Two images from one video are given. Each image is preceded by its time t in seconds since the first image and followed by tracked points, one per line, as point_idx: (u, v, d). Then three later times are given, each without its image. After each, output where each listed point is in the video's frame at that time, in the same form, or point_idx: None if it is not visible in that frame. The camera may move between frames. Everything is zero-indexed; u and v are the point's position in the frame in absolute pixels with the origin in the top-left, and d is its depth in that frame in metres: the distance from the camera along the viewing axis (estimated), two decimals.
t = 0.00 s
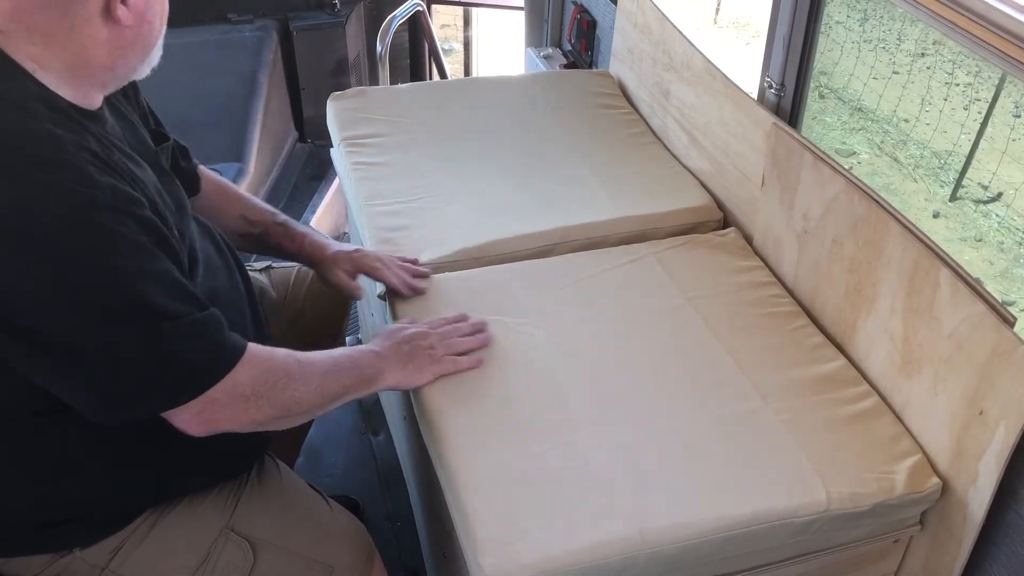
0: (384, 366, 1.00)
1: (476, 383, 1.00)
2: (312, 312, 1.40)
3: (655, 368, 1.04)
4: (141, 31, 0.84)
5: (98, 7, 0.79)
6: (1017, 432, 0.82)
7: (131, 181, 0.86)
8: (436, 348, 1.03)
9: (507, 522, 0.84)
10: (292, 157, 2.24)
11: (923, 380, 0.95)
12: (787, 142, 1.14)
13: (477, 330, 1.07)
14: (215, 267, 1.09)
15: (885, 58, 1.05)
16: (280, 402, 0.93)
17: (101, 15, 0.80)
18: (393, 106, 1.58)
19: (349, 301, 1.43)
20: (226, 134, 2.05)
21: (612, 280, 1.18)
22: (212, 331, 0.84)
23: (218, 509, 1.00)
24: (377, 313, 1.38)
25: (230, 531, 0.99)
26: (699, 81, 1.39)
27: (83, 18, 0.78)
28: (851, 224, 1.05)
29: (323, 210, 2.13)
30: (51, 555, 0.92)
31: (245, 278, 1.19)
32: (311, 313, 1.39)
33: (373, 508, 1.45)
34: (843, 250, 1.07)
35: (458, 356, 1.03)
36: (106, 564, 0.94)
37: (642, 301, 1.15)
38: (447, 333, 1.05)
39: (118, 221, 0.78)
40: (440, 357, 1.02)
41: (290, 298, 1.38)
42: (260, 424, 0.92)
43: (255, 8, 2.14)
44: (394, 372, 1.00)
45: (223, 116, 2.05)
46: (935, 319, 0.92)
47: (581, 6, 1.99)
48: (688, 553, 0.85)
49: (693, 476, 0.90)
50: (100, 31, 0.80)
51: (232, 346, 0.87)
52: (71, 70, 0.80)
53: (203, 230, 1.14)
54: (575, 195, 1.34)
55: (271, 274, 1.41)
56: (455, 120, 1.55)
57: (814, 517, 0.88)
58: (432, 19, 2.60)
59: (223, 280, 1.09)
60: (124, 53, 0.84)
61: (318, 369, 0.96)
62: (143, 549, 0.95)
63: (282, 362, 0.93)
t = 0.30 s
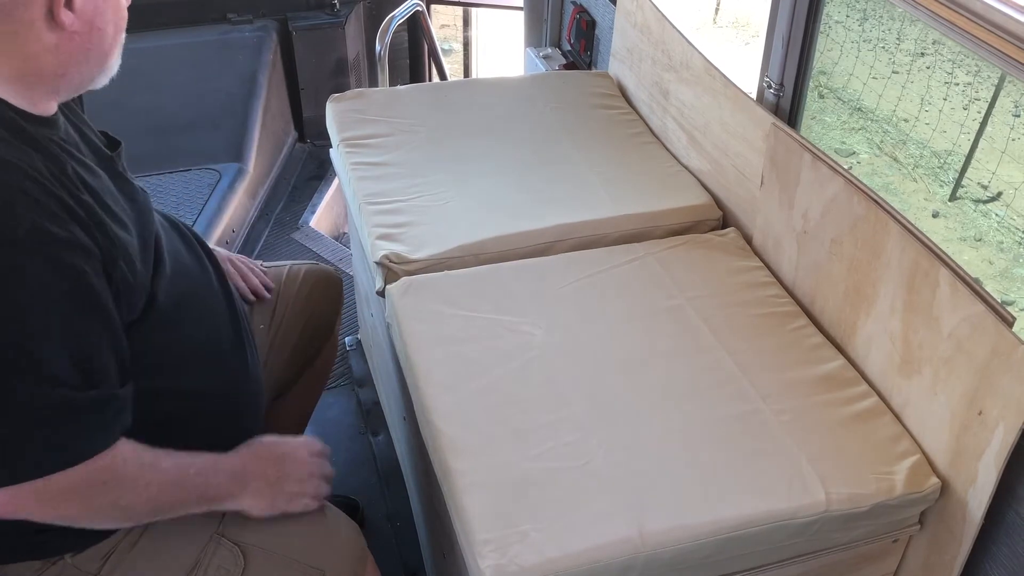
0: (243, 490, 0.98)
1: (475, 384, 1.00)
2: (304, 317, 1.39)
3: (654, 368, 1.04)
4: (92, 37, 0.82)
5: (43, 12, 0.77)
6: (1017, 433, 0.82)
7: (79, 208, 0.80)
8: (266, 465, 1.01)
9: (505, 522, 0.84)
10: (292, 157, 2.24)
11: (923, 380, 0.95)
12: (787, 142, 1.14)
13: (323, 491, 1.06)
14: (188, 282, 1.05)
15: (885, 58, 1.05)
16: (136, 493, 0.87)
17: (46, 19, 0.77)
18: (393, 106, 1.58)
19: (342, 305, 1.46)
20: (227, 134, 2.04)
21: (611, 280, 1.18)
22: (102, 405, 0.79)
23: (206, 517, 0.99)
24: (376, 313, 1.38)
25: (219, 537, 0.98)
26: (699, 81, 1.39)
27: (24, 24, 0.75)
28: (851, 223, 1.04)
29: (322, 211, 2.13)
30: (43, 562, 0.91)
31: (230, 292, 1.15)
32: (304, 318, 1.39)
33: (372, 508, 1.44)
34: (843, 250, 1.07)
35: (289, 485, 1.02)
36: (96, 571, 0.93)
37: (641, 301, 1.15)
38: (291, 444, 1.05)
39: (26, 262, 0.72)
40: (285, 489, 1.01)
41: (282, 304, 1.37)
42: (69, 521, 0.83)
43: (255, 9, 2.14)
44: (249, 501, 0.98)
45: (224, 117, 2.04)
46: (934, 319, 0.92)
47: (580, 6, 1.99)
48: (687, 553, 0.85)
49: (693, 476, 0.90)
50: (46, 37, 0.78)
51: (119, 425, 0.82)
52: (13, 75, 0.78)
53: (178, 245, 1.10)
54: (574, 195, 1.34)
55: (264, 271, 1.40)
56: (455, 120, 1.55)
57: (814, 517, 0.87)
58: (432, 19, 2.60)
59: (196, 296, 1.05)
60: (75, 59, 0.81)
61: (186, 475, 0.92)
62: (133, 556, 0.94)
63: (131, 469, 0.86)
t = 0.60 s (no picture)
0: (156, 542, 0.93)
1: (476, 384, 1.00)
2: (304, 318, 1.40)
3: (654, 368, 1.04)
4: None
5: None
6: (1017, 433, 0.82)
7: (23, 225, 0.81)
8: (216, 513, 0.99)
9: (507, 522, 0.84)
10: (292, 157, 2.24)
11: (923, 380, 0.95)
12: (787, 143, 1.14)
13: (264, 560, 0.99)
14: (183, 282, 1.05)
15: (885, 58, 1.05)
16: (94, 509, 0.89)
17: None
18: (394, 106, 1.58)
19: (339, 300, 1.45)
20: (226, 134, 2.04)
21: (611, 281, 1.18)
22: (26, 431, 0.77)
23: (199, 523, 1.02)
24: (376, 313, 1.39)
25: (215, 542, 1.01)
26: (699, 81, 1.39)
27: None
28: (851, 224, 1.05)
29: (322, 211, 2.13)
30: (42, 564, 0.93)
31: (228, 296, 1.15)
32: (303, 319, 1.40)
33: (372, 508, 1.45)
34: (843, 250, 1.07)
35: (230, 545, 0.97)
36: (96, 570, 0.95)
37: (642, 301, 1.15)
38: (261, 500, 1.03)
39: None
40: (224, 549, 0.97)
41: (282, 305, 1.37)
42: None
43: (255, 9, 2.14)
44: (158, 554, 0.93)
45: (224, 117, 2.05)
46: (935, 319, 0.92)
47: (581, 6, 1.99)
48: (688, 552, 0.85)
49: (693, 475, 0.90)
50: None
51: (47, 450, 0.80)
52: None
53: (183, 247, 1.10)
54: (574, 195, 1.34)
55: (264, 272, 1.39)
56: (455, 120, 1.55)
57: (814, 517, 0.87)
58: (432, 19, 2.61)
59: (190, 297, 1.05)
60: None
61: (109, 514, 0.90)
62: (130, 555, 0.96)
63: (46, 505, 0.84)
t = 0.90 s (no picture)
0: (157, 551, 0.93)
1: (474, 384, 1.00)
2: (308, 318, 1.40)
3: (654, 369, 1.04)
4: None
5: None
6: (1017, 433, 0.82)
7: None
8: (219, 519, 0.98)
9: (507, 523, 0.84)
10: (292, 157, 2.24)
11: (923, 380, 0.95)
12: (787, 143, 1.14)
13: (269, 563, 0.99)
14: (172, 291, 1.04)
15: (885, 58, 1.05)
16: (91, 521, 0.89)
17: None
18: (393, 106, 1.58)
19: (342, 300, 1.44)
20: (226, 134, 2.05)
21: (610, 281, 1.18)
22: None
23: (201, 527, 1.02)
24: (376, 313, 1.39)
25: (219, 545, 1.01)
26: (699, 81, 1.39)
27: None
28: (851, 223, 1.05)
29: (322, 211, 2.13)
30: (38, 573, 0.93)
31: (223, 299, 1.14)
32: (308, 318, 1.40)
33: (372, 508, 1.44)
34: (843, 250, 1.07)
35: (233, 551, 0.97)
36: None
37: (642, 301, 1.15)
38: (264, 504, 1.03)
39: None
40: (229, 554, 0.96)
41: (286, 304, 1.38)
42: None
43: (255, 9, 2.14)
44: (160, 562, 0.93)
45: (223, 117, 2.05)
46: (935, 319, 0.92)
47: (581, 6, 1.99)
48: (689, 553, 0.85)
49: (692, 476, 0.90)
50: None
51: (20, 467, 0.80)
52: None
53: (176, 252, 1.09)
54: (574, 195, 1.34)
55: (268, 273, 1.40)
56: (456, 120, 1.55)
57: (814, 517, 0.87)
58: (432, 19, 2.60)
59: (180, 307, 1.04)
60: None
61: (105, 526, 0.90)
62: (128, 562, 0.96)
63: (35, 524, 0.83)
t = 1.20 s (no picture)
0: (158, 560, 0.93)
1: (474, 385, 1.00)
2: (311, 317, 1.40)
3: (654, 369, 1.04)
4: None
5: None
6: (1017, 433, 0.82)
7: None
8: (219, 525, 0.98)
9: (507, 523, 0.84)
10: (292, 157, 2.24)
11: (923, 380, 0.95)
12: (787, 143, 1.14)
13: (270, 566, 0.99)
14: (160, 298, 1.04)
15: (886, 58, 1.05)
16: (89, 533, 0.89)
17: None
18: (394, 106, 1.58)
19: (345, 301, 1.45)
20: (226, 134, 2.05)
21: (610, 281, 1.18)
22: None
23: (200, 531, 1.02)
24: (377, 313, 1.39)
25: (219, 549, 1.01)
26: (699, 81, 1.39)
27: None
28: (851, 224, 1.05)
29: (322, 211, 2.13)
30: None
31: (216, 302, 1.13)
32: (310, 318, 1.40)
33: (372, 509, 1.44)
34: (843, 250, 1.07)
35: (234, 556, 0.97)
36: None
37: (642, 301, 1.15)
38: (264, 508, 1.02)
39: None
40: (230, 560, 0.96)
41: (289, 303, 1.38)
42: None
43: (255, 9, 2.14)
44: (161, 568, 0.93)
45: (223, 118, 2.05)
46: (935, 320, 0.92)
47: (581, 7, 1.99)
48: (689, 552, 0.85)
49: (693, 477, 0.90)
50: None
51: (12, 488, 0.81)
52: None
53: (165, 256, 1.08)
54: (574, 195, 1.34)
55: (270, 274, 1.40)
56: (456, 120, 1.55)
57: (814, 517, 0.87)
58: (432, 19, 2.60)
59: (168, 313, 1.04)
60: None
61: (104, 538, 0.90)
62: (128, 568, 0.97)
63: (32, 541, 0.84)
